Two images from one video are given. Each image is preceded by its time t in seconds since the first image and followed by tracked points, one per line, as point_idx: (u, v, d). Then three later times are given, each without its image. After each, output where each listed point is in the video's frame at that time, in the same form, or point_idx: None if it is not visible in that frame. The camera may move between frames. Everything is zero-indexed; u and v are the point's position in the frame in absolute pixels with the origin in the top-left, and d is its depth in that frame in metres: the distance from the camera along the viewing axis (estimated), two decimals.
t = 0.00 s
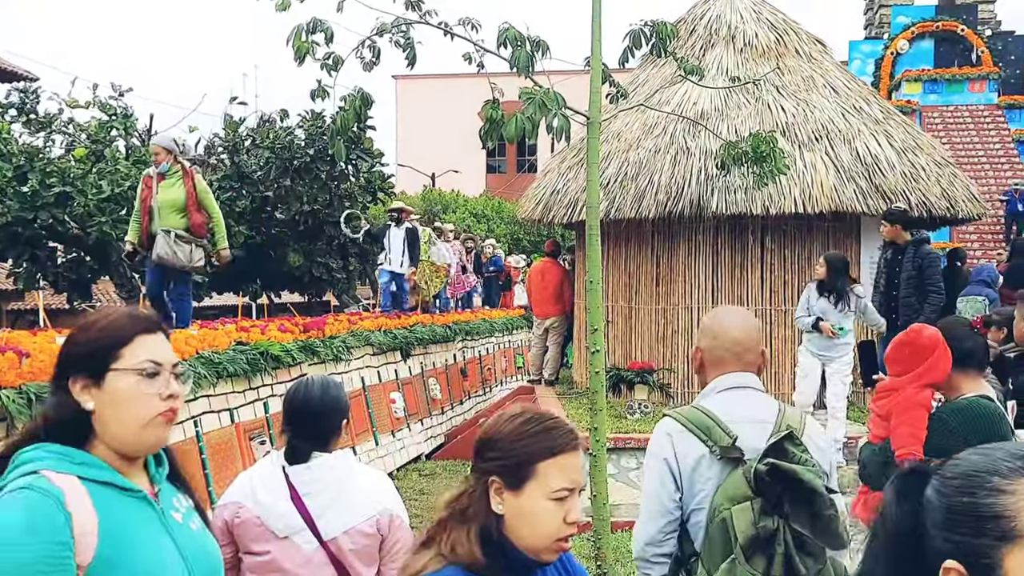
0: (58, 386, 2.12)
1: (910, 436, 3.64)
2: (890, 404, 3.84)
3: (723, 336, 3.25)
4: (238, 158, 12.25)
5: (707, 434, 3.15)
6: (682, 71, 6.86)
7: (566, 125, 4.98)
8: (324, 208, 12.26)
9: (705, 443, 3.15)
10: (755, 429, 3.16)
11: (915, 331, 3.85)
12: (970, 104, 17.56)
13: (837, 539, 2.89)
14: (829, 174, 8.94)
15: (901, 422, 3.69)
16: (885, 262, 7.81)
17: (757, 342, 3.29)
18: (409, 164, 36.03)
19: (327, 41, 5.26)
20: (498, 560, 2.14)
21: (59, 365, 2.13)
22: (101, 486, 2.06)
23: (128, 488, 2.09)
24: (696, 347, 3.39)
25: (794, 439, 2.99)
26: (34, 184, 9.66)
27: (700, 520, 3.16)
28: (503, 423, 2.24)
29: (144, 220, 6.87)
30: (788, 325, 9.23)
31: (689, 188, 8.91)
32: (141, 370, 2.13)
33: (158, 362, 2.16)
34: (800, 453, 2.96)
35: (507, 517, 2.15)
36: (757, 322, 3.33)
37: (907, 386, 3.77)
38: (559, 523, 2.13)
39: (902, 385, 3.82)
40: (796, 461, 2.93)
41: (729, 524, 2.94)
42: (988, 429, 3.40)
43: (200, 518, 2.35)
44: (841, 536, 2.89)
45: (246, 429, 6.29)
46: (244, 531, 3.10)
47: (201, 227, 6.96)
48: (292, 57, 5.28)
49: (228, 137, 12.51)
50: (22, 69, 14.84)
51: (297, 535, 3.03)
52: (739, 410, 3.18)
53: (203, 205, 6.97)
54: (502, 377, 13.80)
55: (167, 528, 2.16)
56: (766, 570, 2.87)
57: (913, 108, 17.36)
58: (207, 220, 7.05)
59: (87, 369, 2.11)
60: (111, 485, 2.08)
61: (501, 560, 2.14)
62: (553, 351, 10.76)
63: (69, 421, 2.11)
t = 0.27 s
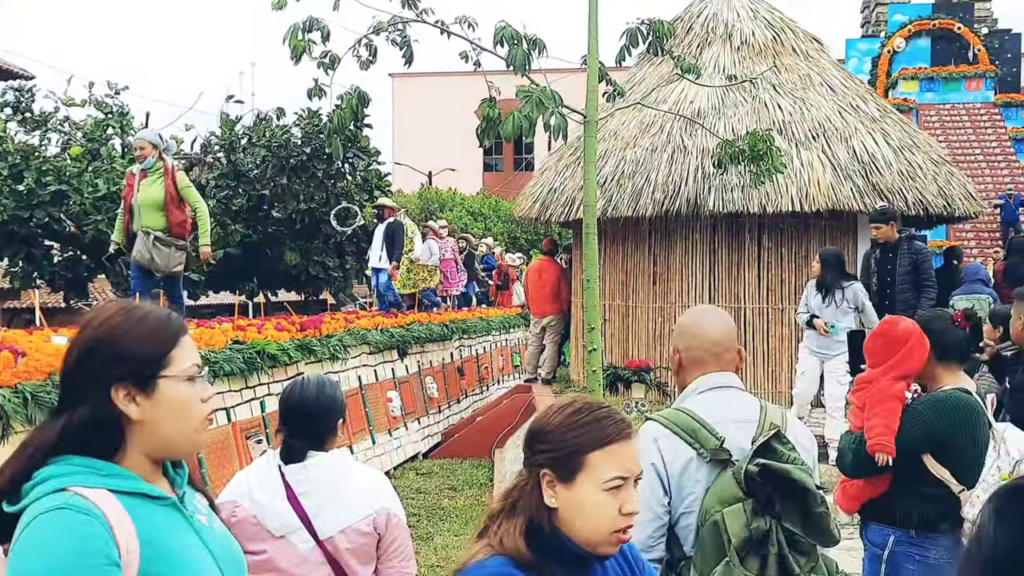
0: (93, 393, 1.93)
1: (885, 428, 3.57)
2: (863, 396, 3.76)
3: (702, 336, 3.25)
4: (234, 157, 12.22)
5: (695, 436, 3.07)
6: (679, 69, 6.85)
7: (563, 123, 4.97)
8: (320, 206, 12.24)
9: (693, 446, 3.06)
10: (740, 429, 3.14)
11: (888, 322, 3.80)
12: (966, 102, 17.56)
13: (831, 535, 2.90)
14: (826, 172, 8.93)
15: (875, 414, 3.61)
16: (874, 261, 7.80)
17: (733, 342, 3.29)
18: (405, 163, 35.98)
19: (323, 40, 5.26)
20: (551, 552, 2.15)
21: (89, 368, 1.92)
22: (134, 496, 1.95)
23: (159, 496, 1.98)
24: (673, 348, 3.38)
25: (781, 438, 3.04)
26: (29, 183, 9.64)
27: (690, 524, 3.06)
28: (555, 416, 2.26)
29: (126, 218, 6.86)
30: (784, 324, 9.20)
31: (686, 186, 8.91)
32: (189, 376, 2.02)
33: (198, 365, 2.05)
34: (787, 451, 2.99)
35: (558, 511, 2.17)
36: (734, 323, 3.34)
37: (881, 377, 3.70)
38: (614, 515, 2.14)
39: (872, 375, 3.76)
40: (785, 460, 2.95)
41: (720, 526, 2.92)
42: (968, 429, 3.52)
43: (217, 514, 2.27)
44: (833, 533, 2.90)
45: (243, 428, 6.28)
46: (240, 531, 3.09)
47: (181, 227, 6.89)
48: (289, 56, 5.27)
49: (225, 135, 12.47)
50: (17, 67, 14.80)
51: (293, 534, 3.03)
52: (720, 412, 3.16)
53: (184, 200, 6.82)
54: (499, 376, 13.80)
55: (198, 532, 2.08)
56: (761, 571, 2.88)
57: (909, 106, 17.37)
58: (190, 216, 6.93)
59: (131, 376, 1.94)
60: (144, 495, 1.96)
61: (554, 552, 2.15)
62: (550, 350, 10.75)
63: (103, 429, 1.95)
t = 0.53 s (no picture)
0: (115, 404, 1.85)
1: (869, 420, 3.63)
2: (848, 392, 3.85)
3: (676, 339, 3.27)
4: (229, 155, 12.19)
5: (677, 439, 3.05)
6: (675, 66, 6.83)
7: (558, 121, 4.95)
8: (316, 204, 12.22)
9: (674, 450, 3.04)
10: (719, 429, 3.15)
11: (868, 320, 3.93)
12: (962, 100, 17.59)
13: (815, 534, 2.91)
14: (822, 170, 8.93)
15: (859, 407, 3.67)
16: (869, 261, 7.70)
17: (708, 342, 3.30)
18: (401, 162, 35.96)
19: (318, 38, 5.25)
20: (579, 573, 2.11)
21: (112, 379, 1.83)
22: (144, 510, 1.86)
23: (171, 510, 1.89)
24: (649, 351, 3.37)
25: (762, 437, 3.04)
26: (24, 181, 9.62)
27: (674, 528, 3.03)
28: (574, 432, 2.20)
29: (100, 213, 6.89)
30: (781, 322, 9.22)
31: (682, 184, 8.90)
32: (215, 387, 1.93)
33: (224, 375, 1.96)
34: (768, 451, 2.99)
35: (586, 534, 2.12)
36: (710, 323, 3.34)
37: (865, 372, 3.79)
38: (645, 536, 2.09)
39: (856, 372, 3.84)
40: (767, 460, 2.96)
41: (706, 529, 2.89)
42: (950, 422, 3.61)
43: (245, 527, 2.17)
44: (817, 533, 2.90)
45: (239, 428, 6.27)
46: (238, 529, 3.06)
47: (152, 221, 6.93)
48: (284, 54, 5.26)
49: (220, 133, 12.42)
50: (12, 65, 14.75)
51: (289, 534, 3.02)
52: (700, 413, 3.16)
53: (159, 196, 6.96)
54: (496, 374, 13.80)
55: (214, 548, 1.98)
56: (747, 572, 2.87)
57: (905, 104, 17.40)
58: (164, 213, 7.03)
59: (157, 388, 1.85)
60: (155, 510, 1.88)
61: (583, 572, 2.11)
62: (546, 348, 10.75)
63: (124, 441, 1.87)
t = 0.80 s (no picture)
0: (158, 416, 1.91)
1: (857, 415, 3.65)
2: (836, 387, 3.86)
3: (648, 342, 3.29)
4: (222, 153, 12.16)
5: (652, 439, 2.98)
6: (668, 65, 6.83)
7: (550, 119, 4.95)
8: (309, 203, 12.21)
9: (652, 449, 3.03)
10: (696, 428, 3.14)
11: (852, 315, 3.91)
12: (954, 98, 17.64)
13: (792, 532, 2.94)
14: (814, 168, 8.95)
15: (847, 401, 3.70)
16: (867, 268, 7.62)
17: (682, 340, 3.32)
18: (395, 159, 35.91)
19: (311, 36, 5.24)
20: None
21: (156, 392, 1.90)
22: (175, 528, 1.89)
23: (203, 527, 1.92)
24: (624, 353, 3.39)
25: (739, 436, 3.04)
26: (16, 179, 9.59)
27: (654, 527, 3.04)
28: (574, 438, 2.19)
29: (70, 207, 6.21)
30: (773, 320, 9.24)
31: (675, 182, 8.90)
32: (258, 400, 1.97)
33: (268, 388, 2.01)
34: (746, 449, 2.97)
35: (591, 544, 2.11)
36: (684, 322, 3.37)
37: (852, 368, 3.79)
38: (640, 539, 2.04)
39: (843, 367, 3.84)
40: (746, 459, 2.94)
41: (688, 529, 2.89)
42: (936, 415, 3.64)
43: (297, 550, 2.17)
44: (794, 528, 2.94)
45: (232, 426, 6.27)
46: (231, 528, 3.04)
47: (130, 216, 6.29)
48: (277, 52, 5.25)
49: (213, 131, 12.39)
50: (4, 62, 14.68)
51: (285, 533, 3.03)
52: (676, 413, 3.16)
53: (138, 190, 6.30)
54: (489, 373, 13.81)
55: (249, 571, 1.97)
56: (727, 571, 2.88)
57: (898, 102, 17.44)
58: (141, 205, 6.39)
59: (198, 400, 1.91)
60: (185, 527, 1.90)
61: None
62: (539, 347, 10.75)
63: (166, 453, 1.93)
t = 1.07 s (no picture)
0: (224, 412, 1.90)
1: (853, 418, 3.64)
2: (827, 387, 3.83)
3: (632, 338, 3.28)
4: (215, 151, 12.13)
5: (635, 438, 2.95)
6: (660, 63, 6.82)
7: (544, 116, 4.94)
8: (302, 200, 12.12)
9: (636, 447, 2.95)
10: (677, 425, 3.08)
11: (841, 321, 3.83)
12: (947, 97, 17.68)
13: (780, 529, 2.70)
14: (807, 166, 8.96)
15: (842, 405, 3.67)
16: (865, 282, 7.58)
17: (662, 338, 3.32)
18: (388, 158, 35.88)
19: (304, 33, 5.22)
20: None
21: (222, 387, 1.89)
22: (235, 526, 1.87)
23: (263, 527, 1.90)
24: (604, 350, 3.39)
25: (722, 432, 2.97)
26: (8, 177, 9.57)
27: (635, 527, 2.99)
28: (636, 447, 2.16)
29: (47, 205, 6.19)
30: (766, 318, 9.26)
31: (669, 180, 8.88)
32: (327, 395, 1.95)
33: (335, 383, 1.99)
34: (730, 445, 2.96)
35: (648, 559, 2.12)
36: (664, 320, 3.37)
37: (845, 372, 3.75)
38: (704, 557, 2.01)
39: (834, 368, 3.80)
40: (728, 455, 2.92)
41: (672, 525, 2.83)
42: (928, 413, 3.67)
43: (368, 557, 2.11)
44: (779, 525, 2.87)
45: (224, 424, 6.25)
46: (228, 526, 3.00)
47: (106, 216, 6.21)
48: (269, 48, 5.23)
49: (206, 129, 12.35)
50: None
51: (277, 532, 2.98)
52: (657, 410, 3.13)
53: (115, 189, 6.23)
54: (482, 371, 13.81)
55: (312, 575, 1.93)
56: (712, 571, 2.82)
57: (890, 100, 17.49)
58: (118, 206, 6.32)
59: (265, 395, 1.90)
60: (243, 526, 1.88)
61: None
62: (533, 345, 10.76)
63: (232, 447, 1.93)
